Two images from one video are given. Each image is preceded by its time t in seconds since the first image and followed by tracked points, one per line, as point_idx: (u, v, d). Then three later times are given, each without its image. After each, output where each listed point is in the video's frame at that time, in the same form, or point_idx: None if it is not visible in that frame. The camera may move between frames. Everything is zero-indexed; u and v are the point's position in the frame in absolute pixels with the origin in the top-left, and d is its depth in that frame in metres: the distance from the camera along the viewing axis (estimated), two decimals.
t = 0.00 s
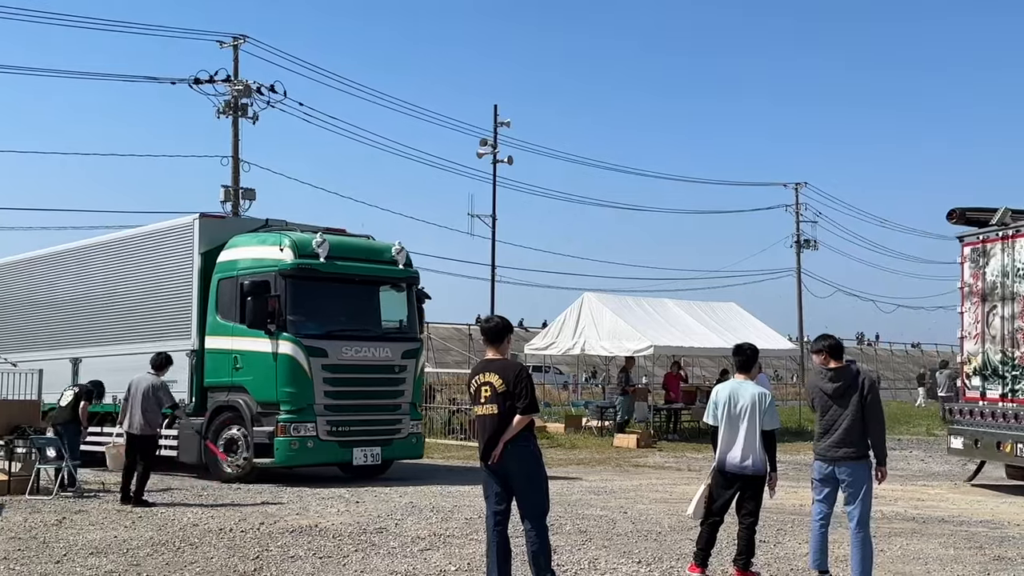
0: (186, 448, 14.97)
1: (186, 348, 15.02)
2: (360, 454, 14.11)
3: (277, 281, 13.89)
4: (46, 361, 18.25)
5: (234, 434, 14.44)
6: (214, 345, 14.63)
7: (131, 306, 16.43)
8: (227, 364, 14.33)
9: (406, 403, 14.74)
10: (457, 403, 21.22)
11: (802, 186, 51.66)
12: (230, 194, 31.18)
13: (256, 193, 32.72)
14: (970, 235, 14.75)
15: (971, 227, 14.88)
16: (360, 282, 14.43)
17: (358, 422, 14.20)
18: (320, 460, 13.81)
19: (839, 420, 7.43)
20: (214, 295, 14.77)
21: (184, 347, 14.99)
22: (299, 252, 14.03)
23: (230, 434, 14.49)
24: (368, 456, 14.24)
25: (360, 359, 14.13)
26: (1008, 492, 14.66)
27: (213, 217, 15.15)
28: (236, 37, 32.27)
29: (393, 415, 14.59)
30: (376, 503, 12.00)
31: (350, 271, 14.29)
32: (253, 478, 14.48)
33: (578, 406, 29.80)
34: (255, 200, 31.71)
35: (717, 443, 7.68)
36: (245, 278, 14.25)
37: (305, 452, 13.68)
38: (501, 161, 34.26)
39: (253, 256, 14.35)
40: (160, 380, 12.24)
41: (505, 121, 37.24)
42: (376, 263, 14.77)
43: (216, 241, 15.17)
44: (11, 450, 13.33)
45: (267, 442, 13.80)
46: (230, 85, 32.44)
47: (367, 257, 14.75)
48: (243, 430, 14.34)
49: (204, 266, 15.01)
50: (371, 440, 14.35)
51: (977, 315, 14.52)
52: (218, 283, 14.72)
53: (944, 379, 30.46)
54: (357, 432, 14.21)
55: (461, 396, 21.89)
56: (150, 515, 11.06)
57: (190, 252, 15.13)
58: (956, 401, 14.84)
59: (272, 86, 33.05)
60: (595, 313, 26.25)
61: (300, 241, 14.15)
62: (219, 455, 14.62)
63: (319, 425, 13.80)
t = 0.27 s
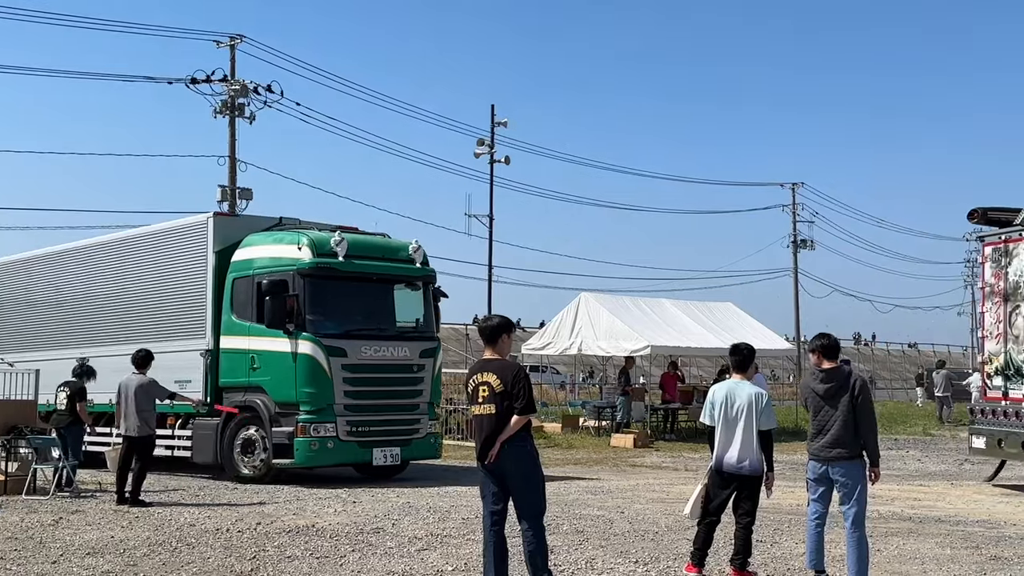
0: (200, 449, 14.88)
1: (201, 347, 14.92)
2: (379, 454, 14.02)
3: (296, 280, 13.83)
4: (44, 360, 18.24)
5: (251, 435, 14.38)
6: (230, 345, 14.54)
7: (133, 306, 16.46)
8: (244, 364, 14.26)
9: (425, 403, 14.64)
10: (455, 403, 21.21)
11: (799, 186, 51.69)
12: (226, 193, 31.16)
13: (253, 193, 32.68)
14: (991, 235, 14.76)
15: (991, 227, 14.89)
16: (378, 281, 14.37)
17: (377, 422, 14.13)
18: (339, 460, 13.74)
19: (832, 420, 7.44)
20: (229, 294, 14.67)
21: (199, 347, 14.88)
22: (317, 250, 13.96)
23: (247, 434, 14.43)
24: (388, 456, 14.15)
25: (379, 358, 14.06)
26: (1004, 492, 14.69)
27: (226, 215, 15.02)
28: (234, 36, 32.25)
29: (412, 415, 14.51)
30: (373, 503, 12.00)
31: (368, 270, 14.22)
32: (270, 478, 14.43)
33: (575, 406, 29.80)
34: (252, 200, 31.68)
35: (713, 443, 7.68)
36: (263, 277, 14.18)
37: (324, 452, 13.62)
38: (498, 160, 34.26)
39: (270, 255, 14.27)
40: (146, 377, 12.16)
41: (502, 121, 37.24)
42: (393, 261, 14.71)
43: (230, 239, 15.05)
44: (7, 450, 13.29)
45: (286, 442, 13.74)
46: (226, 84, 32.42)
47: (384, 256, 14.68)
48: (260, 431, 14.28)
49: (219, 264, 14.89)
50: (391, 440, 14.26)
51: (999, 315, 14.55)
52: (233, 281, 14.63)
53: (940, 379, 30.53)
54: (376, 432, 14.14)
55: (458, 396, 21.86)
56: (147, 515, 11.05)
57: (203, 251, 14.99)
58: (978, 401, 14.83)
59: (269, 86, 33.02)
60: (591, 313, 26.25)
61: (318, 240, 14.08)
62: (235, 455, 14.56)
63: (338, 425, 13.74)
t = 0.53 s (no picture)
0: (217, 450, 14.79)
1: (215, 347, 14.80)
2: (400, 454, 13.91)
3: (315, 279, 13.72)
4: (42, 360, 18.21)
5: (269, 436, 14.27)
6: (247, 344, 14.43)
7: (134, 306, 16.44)
8: (262, 363, 14.15)
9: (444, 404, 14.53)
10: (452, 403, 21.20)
11: (796, 186, 51.78)
12: (224, 193, 31.14)
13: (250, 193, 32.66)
14: (1014, 235, 14.70)
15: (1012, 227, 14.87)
16: (397, 280, 14.26)
17: (397, 422, 14.03)
18: (359, 460, 13.64)
19: (822, 421, 7.44)
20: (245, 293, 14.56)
21: (213, 346, 14.75)
22: (337, 249, 13.85)
23: (264, 435, 14.32)
24: (408, 456, 14.02)
25: (399, 358, 13.95)
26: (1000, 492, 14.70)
27: (241, 213, 14.87)
28: (231, 36, 32.22)
29: (431, 415, 14.40)
30: (371, 504, 11.99)
31: (387, 268, 14.12)
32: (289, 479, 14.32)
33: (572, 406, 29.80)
34: (249, 200, 31.65)
35: (710, 442, 7.69)
36: (282, 276, 14.10)
37: (345, 452, 13.52)
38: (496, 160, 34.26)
39: (289, 254, 14.19)
40: (140, 377, 12.14)
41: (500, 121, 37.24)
42: (411, 260, 14.60)
43: (244, 238, 14.92)
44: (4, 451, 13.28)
45: (306, 442, 13.64)
46: (224, 84, 32.40)
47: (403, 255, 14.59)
48: (278, 431, 14.18)
49: (234, 263, 14.75)
50: (411, 440, 14.16)
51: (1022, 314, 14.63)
52: (249, 280, 14.51)
53: (935, 380, 30.57)
54: (396, 432, 14.03)
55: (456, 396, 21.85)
56: (144, 515, 11.04)
57: (217, 250, 14.86)
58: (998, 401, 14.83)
59: (266, 86, 32.98)
60: (589, 313, 26.26)
61: (337, 238, 13.97)
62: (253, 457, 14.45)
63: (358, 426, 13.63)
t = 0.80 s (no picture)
0: (233, 450, 14.68)
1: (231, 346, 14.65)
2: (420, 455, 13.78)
3: (335, 278, 13.55)
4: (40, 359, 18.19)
5: (287, 436, 14.15)
6: (264, 344, 14.28)
7: (136, 305, 16.45)
8: (280, 363, 14.03)
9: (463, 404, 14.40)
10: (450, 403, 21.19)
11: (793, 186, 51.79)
12: (221, 193, 31.12)
13: (248, 192, 32.63)
14: None
15: None
16: (417, 279, 14.13)
17: (417, 422, 13.91)
18: (380, 461, 13.51)
19: (816, 423, 7.43)
20: (261, 292, 14.41)
21: (228, 346, 14.61)
22: (357, 247, 13.68)
23: (282, 435, 14.20)
24: (428, 457, 13.90)
25: (419, 357, 13.82)
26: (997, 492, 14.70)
27: (258, 211, 14.70)
28: (229, 36, 32.20)
29: (451, 415, 14.28)
30: (368, 503, 11.97)
31: (407, 267, 13.98)
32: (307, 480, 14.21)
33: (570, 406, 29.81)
34: (246, 199, 31.62)
35: (709, 442, 7.69)
36: (301, 275, 13.93)
37: (366, 453, 13.40)
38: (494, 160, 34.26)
39: (307, 252, 14.01)
40: (134, 376, 12.11)
41: (499, 121, 37.23)
42: (430, 259, 14.49)
43: (260, 236, 14.75)
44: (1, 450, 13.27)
45: (327, 443, 13.50)
46: (221, 84, 32.36)
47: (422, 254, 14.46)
48: (296, 432, 14.06)
49: (249, 262, 14.60)
50: (431, 440, 14.03)
51: None
52: (266, 279, 14.37)
53: (933, 380, 30.58)
54: (416, 432, 13.91)
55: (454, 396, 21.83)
56: (141, 515, 11.03)
57: (233, 247, 14.71)
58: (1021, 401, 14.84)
59: (264, 86, 32.95)
60: (586, 313, 26.26)
61: (357, 237, 13.80)
62: (270, 457, 14.33)
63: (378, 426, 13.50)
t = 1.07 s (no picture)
0: (249, 450, 14.46)
1: (240, 345, 14.50)
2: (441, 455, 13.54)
3: (356, 276, 13.38)
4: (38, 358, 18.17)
5: (305, 436, 13.93)
6: (281, 343, 14.07)
7: (137, 305, 16.45)
8: (299, 362, 13.79)
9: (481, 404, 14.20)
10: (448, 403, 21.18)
11: (792, 186, 51.71)
12: (219, 192, 31.10)
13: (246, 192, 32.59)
14: None
15: None
16: (437, 277, 13.99)
17: (438, 421, 13.70)
18: (402, 461, 13.27)
19: (812, 423, 7.43)
20: (279, 291, 14.17)
21: (246, 345, 14.38)
22: (378, 245, 13.50)
23: (300, 435, 13.98)
24: (449, 457, 13.67)
25: (439, 356, 13.64)
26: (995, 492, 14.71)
27: (274, 209, 14.46)
28: (226, 35, 32.17)
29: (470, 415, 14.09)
30: (366, 503, 11.95)
31: (428, 265, 13.83)
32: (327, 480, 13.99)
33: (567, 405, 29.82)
34: (244, 199, 31.59)
35: (707, 442, 7.70)
36: (320, 273, 13.74)
37: (387, 453, 13.16)
38: (492, 160, 34.25)
39: (326, 250, 13.83)
40: (131, 375, 12.09)
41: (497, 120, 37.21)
42: (450, 257, 14.35)
43: (276, 234, 14.52)
44: None
45: (347, 442, 13.26)
46: (219, 83, 32.34)
47: (442, 252, 14.32)
48: (315, 432, 13.85)
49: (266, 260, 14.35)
50: (452, 440, 13.80)
51: None
52: (283, 277, 14.15)
53: (930, 379, 30.59)
54: (438, 432, 13.68)
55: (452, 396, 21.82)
56: (139, 515, 11.01)
57: (249, 245, 14.47)
58: None
59: (262, 86, 32.91)
60: (584, 312, 26.26)
61: (378, 234, 13.62)
62: (288, 457, 14.11)
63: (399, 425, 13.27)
